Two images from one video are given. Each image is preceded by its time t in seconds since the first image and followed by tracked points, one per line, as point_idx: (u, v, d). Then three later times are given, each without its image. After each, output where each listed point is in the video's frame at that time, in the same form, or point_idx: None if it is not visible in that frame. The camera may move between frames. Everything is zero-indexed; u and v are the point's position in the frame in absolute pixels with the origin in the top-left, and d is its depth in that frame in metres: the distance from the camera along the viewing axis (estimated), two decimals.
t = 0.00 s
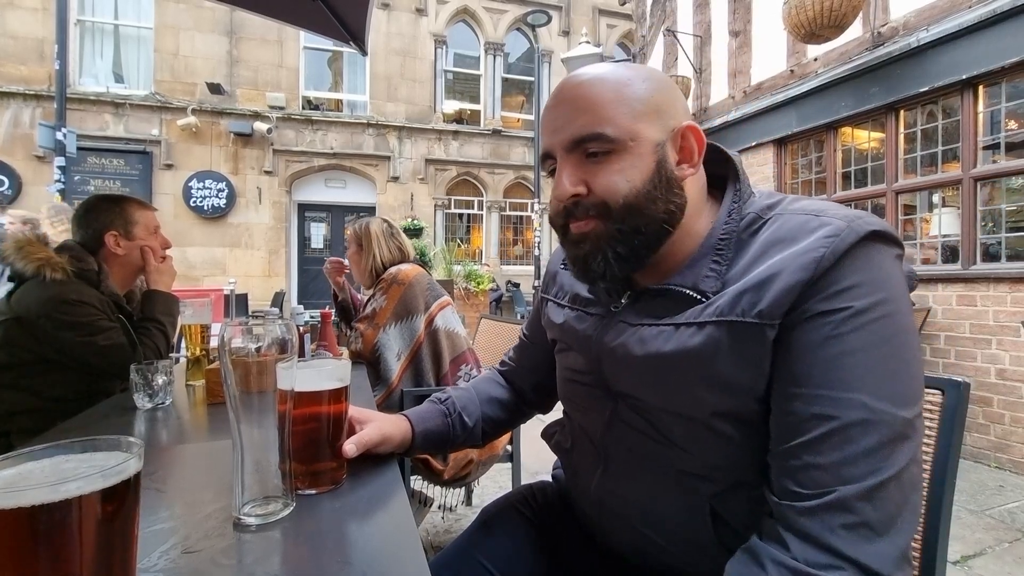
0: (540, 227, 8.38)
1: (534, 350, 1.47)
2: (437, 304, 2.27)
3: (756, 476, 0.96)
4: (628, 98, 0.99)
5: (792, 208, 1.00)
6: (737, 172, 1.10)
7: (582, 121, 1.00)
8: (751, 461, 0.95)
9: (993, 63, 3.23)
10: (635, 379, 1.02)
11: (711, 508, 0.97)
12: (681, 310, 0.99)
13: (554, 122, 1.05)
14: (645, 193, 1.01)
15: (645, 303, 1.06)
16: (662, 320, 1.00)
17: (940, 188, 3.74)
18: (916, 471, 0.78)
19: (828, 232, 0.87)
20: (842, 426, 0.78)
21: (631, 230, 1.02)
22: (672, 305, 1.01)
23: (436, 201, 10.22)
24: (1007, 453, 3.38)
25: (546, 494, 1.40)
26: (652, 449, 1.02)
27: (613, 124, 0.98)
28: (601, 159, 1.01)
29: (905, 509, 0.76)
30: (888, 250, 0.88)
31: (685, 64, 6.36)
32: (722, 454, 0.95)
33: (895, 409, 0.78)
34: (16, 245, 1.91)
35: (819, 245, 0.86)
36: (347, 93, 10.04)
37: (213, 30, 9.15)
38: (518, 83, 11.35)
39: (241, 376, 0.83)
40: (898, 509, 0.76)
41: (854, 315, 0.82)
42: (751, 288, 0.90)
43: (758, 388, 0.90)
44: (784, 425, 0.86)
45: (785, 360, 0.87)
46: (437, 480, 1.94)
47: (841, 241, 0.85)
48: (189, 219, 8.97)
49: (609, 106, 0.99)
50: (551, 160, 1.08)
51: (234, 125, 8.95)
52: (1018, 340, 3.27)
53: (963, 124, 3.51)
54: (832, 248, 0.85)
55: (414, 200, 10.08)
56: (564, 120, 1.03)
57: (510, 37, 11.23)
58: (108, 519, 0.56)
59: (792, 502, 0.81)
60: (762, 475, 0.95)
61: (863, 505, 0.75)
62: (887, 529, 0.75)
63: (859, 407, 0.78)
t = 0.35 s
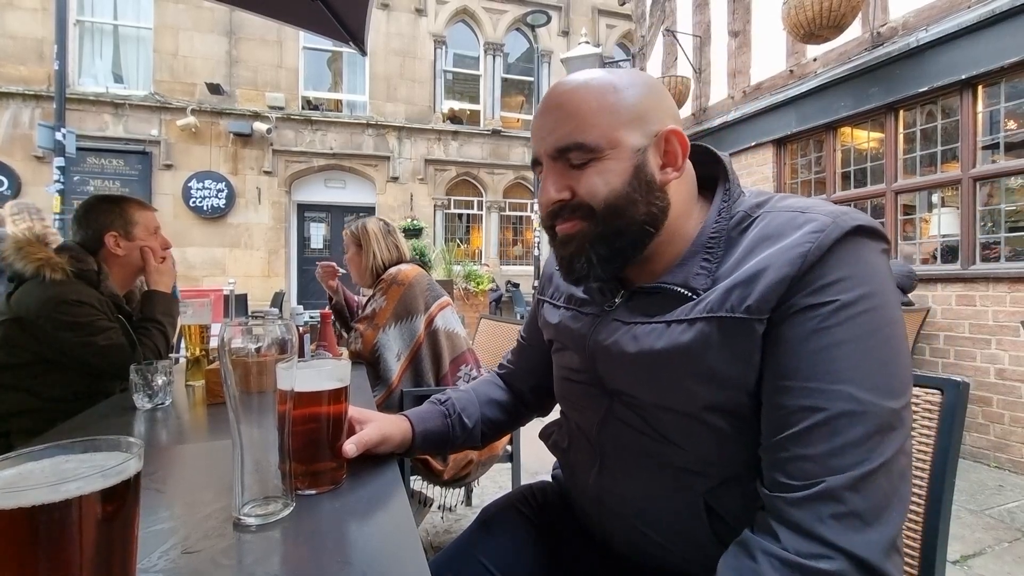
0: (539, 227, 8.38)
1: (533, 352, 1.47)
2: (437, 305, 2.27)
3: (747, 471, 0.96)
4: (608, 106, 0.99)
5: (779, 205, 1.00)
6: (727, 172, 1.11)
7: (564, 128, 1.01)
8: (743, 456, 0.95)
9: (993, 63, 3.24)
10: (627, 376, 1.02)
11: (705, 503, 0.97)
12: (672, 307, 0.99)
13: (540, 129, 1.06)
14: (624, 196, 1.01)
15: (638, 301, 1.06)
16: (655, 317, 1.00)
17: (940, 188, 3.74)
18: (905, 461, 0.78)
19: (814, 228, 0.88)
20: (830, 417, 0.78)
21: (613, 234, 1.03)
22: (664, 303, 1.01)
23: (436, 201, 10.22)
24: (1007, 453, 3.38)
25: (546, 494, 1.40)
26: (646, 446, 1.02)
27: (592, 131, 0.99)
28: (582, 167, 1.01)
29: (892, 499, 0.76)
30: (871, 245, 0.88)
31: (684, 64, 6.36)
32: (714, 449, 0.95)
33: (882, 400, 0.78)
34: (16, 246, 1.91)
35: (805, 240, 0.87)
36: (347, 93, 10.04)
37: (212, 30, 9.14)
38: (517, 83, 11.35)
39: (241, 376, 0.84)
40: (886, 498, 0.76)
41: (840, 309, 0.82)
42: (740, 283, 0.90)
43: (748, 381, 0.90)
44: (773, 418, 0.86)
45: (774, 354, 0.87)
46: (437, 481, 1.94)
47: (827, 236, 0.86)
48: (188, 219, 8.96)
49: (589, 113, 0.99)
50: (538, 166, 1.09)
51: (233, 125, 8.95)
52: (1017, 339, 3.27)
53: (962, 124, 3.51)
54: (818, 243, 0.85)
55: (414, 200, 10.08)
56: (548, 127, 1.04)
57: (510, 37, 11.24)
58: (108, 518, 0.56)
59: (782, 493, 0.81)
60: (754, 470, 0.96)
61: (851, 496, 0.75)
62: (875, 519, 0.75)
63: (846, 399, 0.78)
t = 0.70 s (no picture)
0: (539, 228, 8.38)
1: (531, 355, 1.47)
2: (438, 306, 2.27)
3: (747, 472, 0.96)
4: (595, 116, 0.99)
5: (780, 206, 1.00)
6: (727, 174, 1.11)
7: (552, 139, 1.01)
8: (743, 457, 0.95)
9: (993, 63, 3.23)
10: (627, 378, 1.02)
11: (705, 502, 0.98)
12: (670, 309, 1.00)
13: (531, 133, 1.07)
14: (609, 210, 1.02)
15: (636, 303, 1.06)
16: (654, 319, 1.01)
17: (940, 188, 3.74)
18: (906, 462, 0.78)
19: (815, 230, 0.88)
20: (832, 419, 0.78)
21: (597, 246, 1.04)
22: (662, 305, 1.02)
23: (436, 202, 10.22)
24: (1007, 454, 3.38)
25: (547, 493, 1.40)
26: (646, 447, 1.02)
27: (579, 143, 0.99)
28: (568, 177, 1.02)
29: (895, 501, 0.77)
30: (873, 248, 0.88)
31: (684, 64, 6.36)
32: (713, 451, 0.95)
33: (883, 402, 0.78)
34: (17, 246, 1.91)
35: (806, 242, 0.87)
36: (347, 94, 10.05)
37: (212, 31, 9.16)
38: (517, 84, 11.37)
39: (241, 376, 0.83)
40: (887, 500, 0.76)
41: (841, 311, 0.82)
42: (740, 286, 0.90)
43: (749, 383, 0.90)
44: (775, 422, 0.86)
45: (774, 356, 0.87)
46: (437, 482, 1.94)
47: (828, 238, 0.86)
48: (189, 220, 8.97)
49: (577, 124, 0.99)
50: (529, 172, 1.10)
51: (234, 125, 8.96)
52: (1017, 340, 3.27)
53: (963, 124, 3.51)
54: (819, 245, 0.85)
55: (414, 201, 10.09)
56: (538, 134, 1.04)
57: (510, 38, 11.25)
58: (110, 518, 0.56)
59: (784, 496, 0.81)
60: (754, 471, 0.96)
61: (854, 498, 0.75)
62: (878, 522, 0.75)
63: (847, 401, 0.78)
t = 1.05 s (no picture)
0: (540, 229, 8.39)
1: (531, 355, 1.47)
2: (439, 307, 2.28)
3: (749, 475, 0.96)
4: (650, 95, 1.06)
5: (784, 209, 1.00)
6: (732, 175, 1.11)
7: (617, 111, 1.03)
8: (745, 461, 0.95)
9: (993, 64, 3.24)
10: (631, 381, 1.02)
11: (707, 507, 0.97)
12: (674, 312, 0.99)
13: (575, 118, 1.07)
14: (678, 181, 1.06)
15: (638, 305, 1.06)
16: (655, 322, 1.01)
17: (941, 189, 3.74)
18: (913, 471, 0.78)
19: (822, 234, 0.87)
20: (840, 429, 0.78)
21: (672, 218, 1.04)
22: (665, 308, 1.02)
23: (436, 203, 10.23)
24: (1008, 455, 3.38)
25: (547, 494, 1.41)
26: (648, 451, 1.02)
27: (646, 114, 1.03)
28: (635, 150, 1.04)
29: (903, 511, 0.76)
30: (882, 252, 0.88)
31: (684, 66, 6.37)
32: (716, 456, 0.95)
33: (891, 411, 0.78)
34: (19, 246, 1.92)
35: (812, 247, 0.86)
36: (348, 95, 10.07)
37: (213, 32, 9.17)
38: (518, 85, 11.37)
39: (243, 376, 0.82)
40: (896, 510, 0.76)
41: (849, 317, 0.81)
42: (745, 290, 0.90)
43: (753, 389, 0.90)
44: (782, 429, 0.85)
45: (779, 362, 0.86)
46: (438, 482, 1.94)
47: (835, 243, 0.85)
48: (190, 220, 8.97)
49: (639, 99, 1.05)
50: (577, 155, 1.08)
51: (235, 126, 8.97)
52: (1018, 341, 3.27)
53: (964, 125, 3.52)
54: (826, 249, 0.84)
55: (415, 202, 10.09)
56: (591, 114, 1.05)
57: (511, 40, 11.26)
58: (112, 518, 0.56)
59: (791, 505, 0.81)
60: (756, 474, 0.96)
61: (861, 509, 0.75)
62: (886, 533, 0.75)
63: (855, 410, 0.78)
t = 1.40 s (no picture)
0: (540, 230, 8.38)
1: (529, 355, 1.47)
2: (440, 308, 2.27)
3: (755, 485, 0.96)
4: (678, 104, 1.03)
5: (795, 215, 1.00)
6: (742, 180, 1.11)
7: (646, 118, 1.00)
8: (751, 471, 0.95)
9: (994, 65, 3.24)
10: (637, 388, 1.02)
11: (710, 516, 0.98)
12: (678, 317, 0.99)
13: (599, 118, 1.03)
14: (700, 198, 1.03)
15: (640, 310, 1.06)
16: (659, 329, 1.01)
17: (941, 190, 3.75)
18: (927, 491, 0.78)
19: (837, 244, 0.87)
20: (856, 448, 0.77)
21: (692, 235, 1.01)
22: (670, 314, 1.01)
23: (437, 203, 10.23)
24: (1009, 456, 3.38)
25: (546, 495, 1.41)
26: (649, 459, 1.02)
27: (675, 124, 1.00)
28: (660, 161, 1.01)
29: (917, 534, 0.76)
30: (897, 261, 0.88)
31: (685, 66, 6.37)
32: (723, 464, 0.95)
33: (908, 430, 0.77)
34: (19, 246, 1.92)
35: (827, 257, 0.86)
36: (348, 96, 10.07)
37: (214, 32, 9.18)
38: (519, 86, 11.38)
39: (243, 376, 0.82)
40: (911, 531, 0.76)
41: (867, 331, 0.81)
42: (756, 300, 0.90)
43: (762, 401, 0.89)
44: (794, 443, 0.85)
45: (790, 373, 0.86)
46: (438, 483, 1.94)
47: (851, 253, 0.85)
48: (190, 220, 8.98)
49: (669, 107, 1.02)
50: (598, 157, 1.04)
51: (235, 126, 8.98)
52: (1019, 342, 3.27)
53: (964, 126, 3.52)
54: (841, 261, 0.84)
55: (415, 202, 10.09)
56: (617, 117, 1.01)
57: (511, 40, 11.26)
58: (112, 517, 0.56)
59: (803, 526, 0.80)
60: (761, 485, 0.96)
61: (877, 531, 0.75)
62: (901, 555, 0.75)
63: (874, 429, 0.77)
